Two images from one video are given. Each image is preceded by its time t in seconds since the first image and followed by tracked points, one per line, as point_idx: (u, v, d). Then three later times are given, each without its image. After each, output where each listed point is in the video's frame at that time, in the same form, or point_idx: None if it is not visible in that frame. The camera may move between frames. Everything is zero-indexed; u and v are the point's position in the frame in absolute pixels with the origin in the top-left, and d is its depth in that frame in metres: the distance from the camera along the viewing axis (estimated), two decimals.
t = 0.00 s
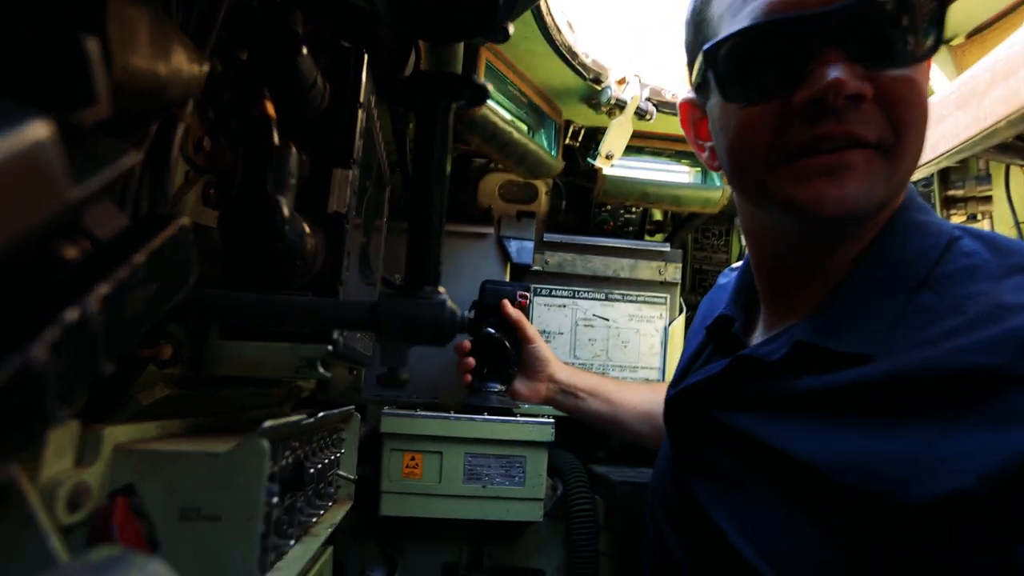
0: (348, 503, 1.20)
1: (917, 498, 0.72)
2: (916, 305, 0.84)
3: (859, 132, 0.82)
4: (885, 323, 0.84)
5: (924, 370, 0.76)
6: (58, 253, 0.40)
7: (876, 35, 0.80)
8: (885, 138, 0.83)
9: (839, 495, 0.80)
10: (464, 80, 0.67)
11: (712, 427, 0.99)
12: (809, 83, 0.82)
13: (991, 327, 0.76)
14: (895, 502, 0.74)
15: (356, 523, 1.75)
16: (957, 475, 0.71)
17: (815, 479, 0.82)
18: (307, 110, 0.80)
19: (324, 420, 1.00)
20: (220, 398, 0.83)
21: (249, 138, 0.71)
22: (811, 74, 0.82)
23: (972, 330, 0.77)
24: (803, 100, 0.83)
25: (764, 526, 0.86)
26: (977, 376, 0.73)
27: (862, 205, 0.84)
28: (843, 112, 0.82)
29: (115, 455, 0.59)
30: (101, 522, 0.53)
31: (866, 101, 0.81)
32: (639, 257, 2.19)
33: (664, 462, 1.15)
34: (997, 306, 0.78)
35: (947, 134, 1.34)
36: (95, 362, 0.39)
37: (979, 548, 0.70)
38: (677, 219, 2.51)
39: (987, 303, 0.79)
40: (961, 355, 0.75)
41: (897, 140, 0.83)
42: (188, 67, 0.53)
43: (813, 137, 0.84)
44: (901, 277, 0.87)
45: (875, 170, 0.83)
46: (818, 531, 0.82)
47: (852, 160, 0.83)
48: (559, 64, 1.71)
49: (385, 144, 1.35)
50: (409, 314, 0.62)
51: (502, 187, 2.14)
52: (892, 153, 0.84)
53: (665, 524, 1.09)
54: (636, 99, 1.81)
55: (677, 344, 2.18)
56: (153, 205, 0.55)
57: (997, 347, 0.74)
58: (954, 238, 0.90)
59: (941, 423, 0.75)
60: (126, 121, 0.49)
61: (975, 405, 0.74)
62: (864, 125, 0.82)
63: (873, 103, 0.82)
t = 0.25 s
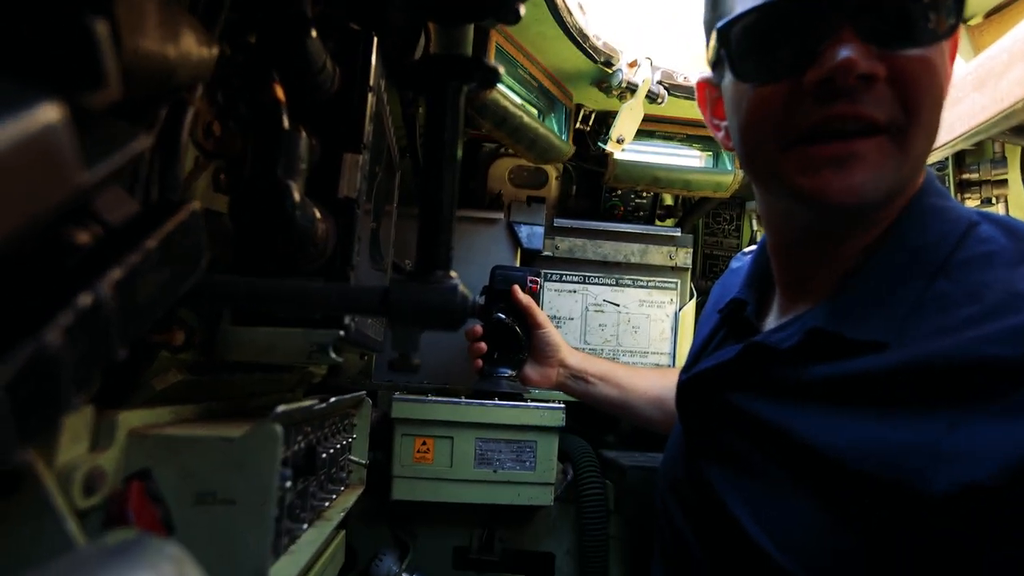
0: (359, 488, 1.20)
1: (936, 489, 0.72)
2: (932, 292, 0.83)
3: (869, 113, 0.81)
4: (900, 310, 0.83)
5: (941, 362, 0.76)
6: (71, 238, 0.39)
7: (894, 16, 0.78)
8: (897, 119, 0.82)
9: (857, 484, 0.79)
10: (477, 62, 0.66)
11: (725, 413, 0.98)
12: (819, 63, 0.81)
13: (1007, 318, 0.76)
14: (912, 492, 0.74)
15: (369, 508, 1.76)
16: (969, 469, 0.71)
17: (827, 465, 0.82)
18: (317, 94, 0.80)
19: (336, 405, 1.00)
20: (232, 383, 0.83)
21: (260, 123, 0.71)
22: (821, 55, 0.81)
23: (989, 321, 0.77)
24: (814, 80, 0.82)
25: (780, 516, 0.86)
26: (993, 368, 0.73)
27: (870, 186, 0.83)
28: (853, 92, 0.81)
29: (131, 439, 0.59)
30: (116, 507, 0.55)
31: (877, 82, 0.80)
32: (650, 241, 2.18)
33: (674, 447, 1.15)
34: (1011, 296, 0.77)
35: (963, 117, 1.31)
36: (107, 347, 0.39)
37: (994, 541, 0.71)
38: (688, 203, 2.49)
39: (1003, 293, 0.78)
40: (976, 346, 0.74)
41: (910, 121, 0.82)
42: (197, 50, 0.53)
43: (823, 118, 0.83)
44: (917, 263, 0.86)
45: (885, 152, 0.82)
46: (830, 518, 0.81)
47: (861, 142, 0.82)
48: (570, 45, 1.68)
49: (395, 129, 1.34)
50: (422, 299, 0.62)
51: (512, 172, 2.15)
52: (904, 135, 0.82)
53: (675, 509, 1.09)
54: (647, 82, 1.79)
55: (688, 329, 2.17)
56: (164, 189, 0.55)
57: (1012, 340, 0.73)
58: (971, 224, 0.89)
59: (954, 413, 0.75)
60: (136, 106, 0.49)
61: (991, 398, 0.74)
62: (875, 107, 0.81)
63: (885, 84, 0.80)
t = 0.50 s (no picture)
0: (364, 480, 1.21)
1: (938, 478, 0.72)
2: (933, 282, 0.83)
3: (857, 99, 0.81)
4: (900, 299, 0.83)
5: (941, 352, 0.76)
6: (73, 229, 0.39)
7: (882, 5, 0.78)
8: (887, 105, 0.81)
9: (858, 473, 0.79)
10: (480, 53, 0.66)
11: (726, 403, 0.98)
12: (807, 50, 0.81)
13: (1004, 309, 0.76)
14: (912, 481, 0.74)
15: (373, 499, 1.77)
16: (967, 458, 0.71)
17: (825, 454, 0.82)
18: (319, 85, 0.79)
19: (340, 397, 1.00)
20: (236, 373, 0.83)
21: (263, 114, 0.71)
22: (810, 41, 0.81)
23: (986, 312, 0.77)
24: (802, 66, 0.82)
25: (784, 508, 0.85)
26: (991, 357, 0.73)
27: (858, 173, 0.83)
28: (840, 78, 0.80)
29: (134, 430, 0.59)
30: (120, 497, 0.55)
31: (865, 68, 0.79)
32: (654, 233, 2.17)
33: (678, 439, 1.15)
34: (1008, 287, 0.78)
35: (963, 110, 1.30)
36: (109, 339, 0.39)
37: (993, 530, 0.71)
38: (692, 194, 2.47)
39: (1001, 284, 0.78)
40: (975, 336, 0.74)
41: (899, 108, 0.81)
42: (198, 41, 0.53)
43: (812, 105, 0.83)
44: (918, 253, 0.85)
45: (873, 138, 0.82)
46: (833, 506, 0.81)
47: (851, 127, 0.81)
48: (573, 37, 1.67)
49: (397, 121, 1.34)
50: (425, 291, 0.61)
51: (516, 163, 2.13)
52: (893, 122, 0.82)
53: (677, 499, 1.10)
54: (650, 74, 1.78)
55: (692, 321, 2.17)
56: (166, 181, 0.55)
57: (1010, 330, 0.73)
58: (972, 215, 0.89)
59: (950, 402, 0.75)
60: (138, 98, 0.49)
61: (988, 388, 0.74)
62: (863, 93, 0.80)
63: (873, 70, 0.80)
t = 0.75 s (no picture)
0: (368, 483, 1.22)
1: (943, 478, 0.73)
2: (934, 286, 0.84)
3: (819, 106, 0.84)
4: (899, 302, 0.84)
5: (944, 353, 0.77)
6: (89, 240, 0.41)
7: (839, 16, 0.82)
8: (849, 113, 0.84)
9: (867, 474, 0.79)
10: (486, 65, 0.67)
11: (734, 405, 0.98)
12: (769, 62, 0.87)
13: (1006, 310, 0.77)
14: (925, 485, 0.74)
15: (378, 502, 1.78)
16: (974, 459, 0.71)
17: (834, 456, 0.83)
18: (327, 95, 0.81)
19: (345, 401, 1.02)
20: (242, 378, 0.84)
21: (273, 124, 0.72)
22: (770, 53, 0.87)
23: (989, 313, 0.78)
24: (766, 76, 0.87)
25: (790, 509, 0.86)
26: (995, 359, 0.74)
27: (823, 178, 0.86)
28: (799, 86, 0.85)
29: (143, 436, 0.60)
30: (129, 503, 0.54)
31: (823, 75, 0.83)
32: (657, 236, 2.18)
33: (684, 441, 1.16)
34: (1012, 288, 0.78)
35: (959, 114, 1.32)
36: (123, 346, 0.40)
37: (995, 531, 0.71)
38: (694, 198, 2.49)
39: (1001, 285, 0.79)
40: (979, 338, 0.75)
41: (861, 116, 0.83)
42: (213, 55, 0.54)
43: (779, 113, 0.88)
44: (919, 257, 0.86)
45: (837, 144, 0.84)
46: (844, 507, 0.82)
47: (813, 134, 0.85)
48: (575, 44, 1.69)
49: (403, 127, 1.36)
50: (430, 297, 0.63)
51: (519, 167, 2.15)
52: (858, 128, 0.84)
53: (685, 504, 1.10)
54: (651, 80, 1.81)
55: (695, 324, 2.18)
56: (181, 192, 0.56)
57: (1012, 330, 0.74)
58: (968, 218, 0.90)
59: (956, 405, 0.76)
60: (155, 111, 0.50)
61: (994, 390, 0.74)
62: (824, 101, 0.84)
63: (832, 80, 0.83)
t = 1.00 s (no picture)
0: (368, 490, 1.21)
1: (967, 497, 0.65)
2: (945, 298, 0.79)
3: (703, 146, 0.90)
4: (910, 314, 0.79)
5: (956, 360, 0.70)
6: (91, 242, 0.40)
7: (721, 60, 0.86)
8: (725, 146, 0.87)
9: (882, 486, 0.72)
10: (491, 72, 0.67)
11: (741, 412, 0.93)
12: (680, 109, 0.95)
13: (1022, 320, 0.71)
14: (944, 500, 0.67)
15: (380, 509, 1.77)
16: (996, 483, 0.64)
17: (849, 464, 0.77)
18: (332, 99, 0.81)
19: (346, 407, 1.01)
20: (242, 382, 0.83)
21: (278, 128, 0.72)
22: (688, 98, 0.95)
23: (1001, 324, 0.72)
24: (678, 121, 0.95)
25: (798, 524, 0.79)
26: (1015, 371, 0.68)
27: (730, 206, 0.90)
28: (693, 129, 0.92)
29: (143, 441, 0.59)
30: (128, 509, 0.53)
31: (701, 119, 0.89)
32: (660, 244, 2.19)
33: (687, 449, 1.12)
34: None
35: (964, 125, 1.31)
36: (125, 350, 0.40)
37: None
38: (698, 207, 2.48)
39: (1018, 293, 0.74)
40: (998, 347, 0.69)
41: (733, 150, 0.86)
42: (218, 58, 0.54)
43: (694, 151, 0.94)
44: (930, 264, 0.81)
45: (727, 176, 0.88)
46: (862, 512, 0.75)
47: (708, 167, 0.90)
48: (580, 53, 1.70)
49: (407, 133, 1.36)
50: (433, 302, 0.62)
51: (522, 174, 2.17)
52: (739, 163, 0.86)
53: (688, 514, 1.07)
54: (656, 88, 1.81)
55: (698, 332, 2.18)
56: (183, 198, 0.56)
57: None
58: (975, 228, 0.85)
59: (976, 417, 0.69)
60: (158, 115, 0.50)
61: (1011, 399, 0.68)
62: (705, 138, 0.89)
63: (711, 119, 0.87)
